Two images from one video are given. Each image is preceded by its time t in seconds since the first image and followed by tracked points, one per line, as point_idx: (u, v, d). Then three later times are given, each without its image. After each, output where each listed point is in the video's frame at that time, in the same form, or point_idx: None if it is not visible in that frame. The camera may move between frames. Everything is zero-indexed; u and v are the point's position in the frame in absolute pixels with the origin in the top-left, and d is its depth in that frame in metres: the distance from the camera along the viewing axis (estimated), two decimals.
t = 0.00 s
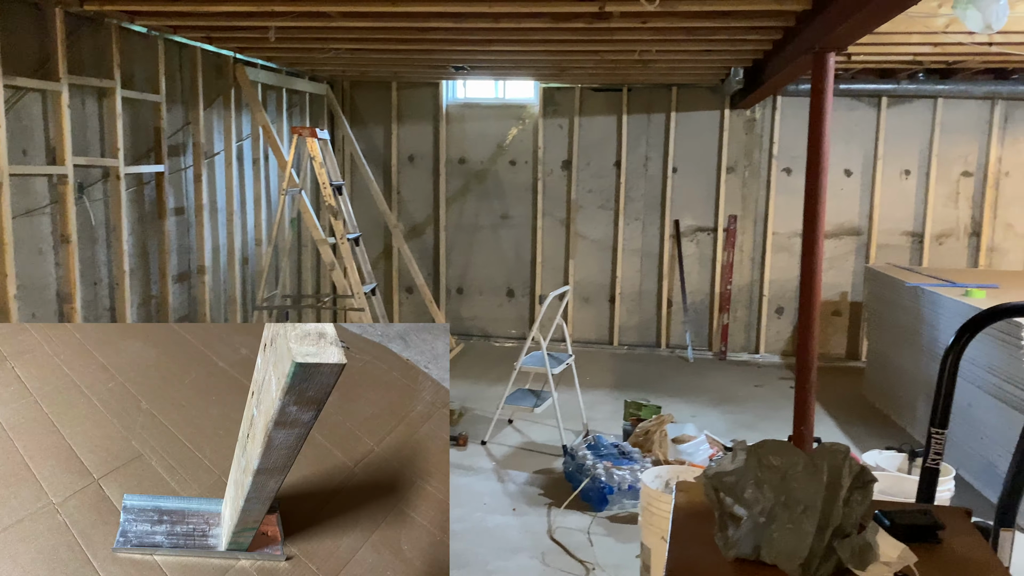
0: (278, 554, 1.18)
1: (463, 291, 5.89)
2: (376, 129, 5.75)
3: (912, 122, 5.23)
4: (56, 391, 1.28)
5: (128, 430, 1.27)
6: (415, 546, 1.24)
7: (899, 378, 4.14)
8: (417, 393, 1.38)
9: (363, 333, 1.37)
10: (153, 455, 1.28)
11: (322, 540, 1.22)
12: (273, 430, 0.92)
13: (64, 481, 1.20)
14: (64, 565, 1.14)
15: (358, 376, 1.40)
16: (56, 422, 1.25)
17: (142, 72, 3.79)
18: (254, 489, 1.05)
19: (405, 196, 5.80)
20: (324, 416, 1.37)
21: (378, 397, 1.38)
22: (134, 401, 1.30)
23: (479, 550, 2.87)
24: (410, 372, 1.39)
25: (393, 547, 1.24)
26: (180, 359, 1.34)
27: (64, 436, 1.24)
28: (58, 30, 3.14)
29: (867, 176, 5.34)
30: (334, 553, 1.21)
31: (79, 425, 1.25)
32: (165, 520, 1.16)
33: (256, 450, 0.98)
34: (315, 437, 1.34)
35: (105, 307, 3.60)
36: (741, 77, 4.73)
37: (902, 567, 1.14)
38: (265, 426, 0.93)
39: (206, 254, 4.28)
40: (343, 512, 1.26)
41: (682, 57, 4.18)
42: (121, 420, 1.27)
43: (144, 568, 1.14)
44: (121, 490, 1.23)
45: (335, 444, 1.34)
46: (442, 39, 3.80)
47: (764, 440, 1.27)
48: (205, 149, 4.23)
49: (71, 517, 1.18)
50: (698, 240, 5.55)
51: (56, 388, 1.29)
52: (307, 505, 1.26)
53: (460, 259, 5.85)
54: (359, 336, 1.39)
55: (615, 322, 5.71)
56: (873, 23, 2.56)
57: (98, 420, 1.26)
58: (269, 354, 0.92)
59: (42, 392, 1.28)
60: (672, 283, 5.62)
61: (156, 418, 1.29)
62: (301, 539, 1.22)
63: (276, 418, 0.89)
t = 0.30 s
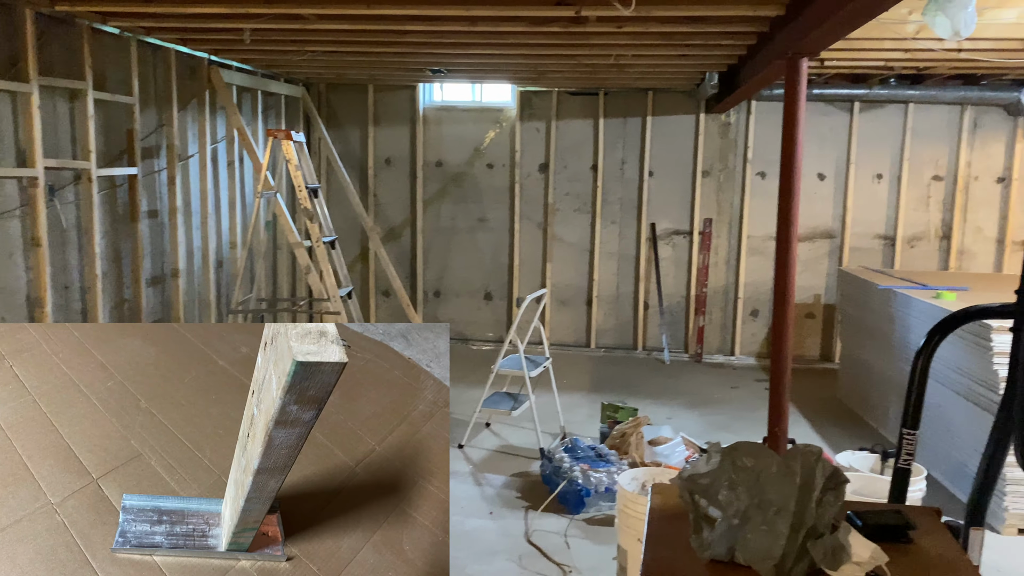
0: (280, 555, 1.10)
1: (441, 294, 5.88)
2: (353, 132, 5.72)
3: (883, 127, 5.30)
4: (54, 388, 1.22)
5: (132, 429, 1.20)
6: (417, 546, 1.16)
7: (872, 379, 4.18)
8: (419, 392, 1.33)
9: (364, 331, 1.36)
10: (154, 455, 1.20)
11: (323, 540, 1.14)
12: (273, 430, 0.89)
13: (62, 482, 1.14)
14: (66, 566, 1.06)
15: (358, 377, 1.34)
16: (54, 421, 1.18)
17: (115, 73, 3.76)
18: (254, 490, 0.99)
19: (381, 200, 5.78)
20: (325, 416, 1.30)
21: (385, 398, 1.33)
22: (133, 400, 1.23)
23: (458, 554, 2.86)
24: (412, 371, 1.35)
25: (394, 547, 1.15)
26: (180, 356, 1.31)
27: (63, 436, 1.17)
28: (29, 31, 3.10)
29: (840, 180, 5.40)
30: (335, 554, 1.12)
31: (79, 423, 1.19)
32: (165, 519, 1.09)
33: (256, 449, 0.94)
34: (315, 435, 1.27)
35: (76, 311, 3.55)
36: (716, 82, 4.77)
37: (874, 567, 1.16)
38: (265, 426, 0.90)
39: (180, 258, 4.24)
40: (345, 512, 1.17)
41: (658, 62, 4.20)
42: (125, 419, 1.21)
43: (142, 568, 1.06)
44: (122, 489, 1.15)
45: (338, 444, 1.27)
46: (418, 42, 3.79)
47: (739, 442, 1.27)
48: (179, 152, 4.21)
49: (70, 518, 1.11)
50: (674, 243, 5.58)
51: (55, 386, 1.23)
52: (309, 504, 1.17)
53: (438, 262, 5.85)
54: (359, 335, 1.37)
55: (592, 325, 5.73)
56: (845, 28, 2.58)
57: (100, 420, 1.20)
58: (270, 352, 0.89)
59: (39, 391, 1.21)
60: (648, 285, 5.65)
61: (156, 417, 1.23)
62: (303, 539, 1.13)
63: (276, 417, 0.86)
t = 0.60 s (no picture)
0: (281, 556, 1.20)
1: (418, 297, 5.86)
2: (328, 135, 5.67)
3: (856, 131, 5.37)
4: (51, 386, 1.38)
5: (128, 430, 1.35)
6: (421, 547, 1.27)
7: (845, 381, 4.24)
8: (422, 390, 1.47)
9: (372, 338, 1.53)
10: (152, 454, 1.34)
11: (325, 540, 1.25)
12: (274, 425, 0.92)
13: (62, 481, 1.27)
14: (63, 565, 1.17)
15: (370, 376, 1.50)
16: (52, 420, 1.33)
17: (87, 74, 3.71)
18: (254, 487, 1.02)
19: (358, 202, 5.74)
20: (327, 415, 1.44)
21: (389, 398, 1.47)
22: (132, 400, 1.39)
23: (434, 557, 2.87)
24: (415, 368, 1.52)
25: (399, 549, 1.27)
26: (180, 355, 1.48)
27: (61, 434, 1.32)
28: None
29: (814, 184, 5.45)
30: (339, 555, 1.23)
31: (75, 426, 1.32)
32: (163, 520, 1.19)
33: (257, 449, 0.99)
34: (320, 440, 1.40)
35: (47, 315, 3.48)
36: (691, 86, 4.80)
37: (846, 567, 1.17)
38: (268, 425, 0.93)
39: (153, 261, 4.19)
40: (346, 512, 1.29)
41: (633, 66, 4.23)
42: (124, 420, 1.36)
43: (143, 568, 1.16)
44: (120, 489, 1.27)
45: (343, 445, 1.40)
46: (394, 44, 3.78)
47: (712, 443, 1.28)
48: (152, 154, 4.16)
49: (68, 518, 1.22)
50: (650, 246, 5.62)
51: (52, 384, 1.38)
52: (312, 503, 1.29)
53: (414, 265, 5.82)
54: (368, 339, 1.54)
55: (570, 327, 5.74)
56: (818, 33, 2.60)
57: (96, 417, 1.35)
58: (272, 350, 0.92)
59: (36, 388, 1.37)
60: (624, 288, 5.67)
61: (156, 415, 1.38)
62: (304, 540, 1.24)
63: (278, 416, 0.89)
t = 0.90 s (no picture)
0: (282, 556, 1.26)
1: (394, 300, 5.85)
2: (303, 137, 5.62)
3: (828, 135, 5.43)
4: (47, 384, 1.43)
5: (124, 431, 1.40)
6: (424, 548, 1.32)
7: (818, 382, 4.29)
8: (426, 388, 1.50)
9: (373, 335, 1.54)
10: (151, 454, 1.40)
11: (327, 541, 1.30)
12: (275, 429, 1.02)
13: (60, 482, 1.33)
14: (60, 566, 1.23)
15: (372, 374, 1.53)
16: (49, 420, 1.38)
17: (58, 76, 3.66)
18: (254, 488, 1.14)
19: (333, 206, 5.69)
20: (329, 414, 1.47)
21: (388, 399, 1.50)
22: (130, 397, 1.44)
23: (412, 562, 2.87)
24: (418, 366, 1.53)
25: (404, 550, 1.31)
26: (180, 353, 1.52)
27: (58, 434, 1.37)
28: None
29: (787, 187, 5.50)
30: (342, 556, 1.28)
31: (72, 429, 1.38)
32: (161, 521, 1.26)
33: (258, 449, 1.08)
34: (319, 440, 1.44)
35: (16, 320, 3.41)
36: (666, 90, 4.84)
37: (818, 567, 1.17)
38: (269, 423, 1.01)
39: (126, 265, 4.15)
40: (350, 511, 1.34)
41: (609, 70, 4.25)
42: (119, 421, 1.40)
43: (141, 568, 1.23)
44: (118, 489, 1.34)
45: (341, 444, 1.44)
46: (370, 47, 3.77)
47: (687, 445, 1.30)
48: (124, 157, 4.11)
49: (64, 519, 1.29)
50: (627, 249, 5.64)
51: (49, 382, 1.43)
52: (311, 505, 1.34)
53: (391, 269, 5.80)
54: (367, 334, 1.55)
55: (547, 331, 5.74)
56: (791, 38, 2.63)
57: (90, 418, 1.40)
58: (271, 350, 1.00)
59: (32, 386, 1.42)
60: (601, 291, 5.69)
61: (155, 413, 1.43)
62: (305, 541, 1.30)
63: (280, 413, 0.97)
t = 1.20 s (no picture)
0: (283, 558, 1.51)
1: (370, 304, 5.81)
2: (278, 139, 5.57)
3: (801, 138, 5.48)
4: (43, 381, 1.67)
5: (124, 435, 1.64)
6: (427, 549, 1.60)
7: (792, 383, 4.33)
8: (430, 386, 1.85)
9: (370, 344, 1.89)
10: (149, 453, 1.64)
11: (330, 541, 1.56)
12: (279, 424, 1.08)
13: (57, 481, 1.56)
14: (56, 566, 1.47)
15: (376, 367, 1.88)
16: (45, 418, 1.62)
17: (26, 76, 3.59)
18: (258, 485, 1.28)
19: (308, 208, 5.64)
20: (334, 413, 1.77)
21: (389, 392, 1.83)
22: (129, 396, 1.69)
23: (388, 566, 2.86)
24: (423, 363, 1.91)
25: (407, 550, 1.59)
26: (179, 350, 1.80)
27: (54, 433, 1.60)
28: None
29: (761, 190, 5.55)
30: (346, 556, 1.55)
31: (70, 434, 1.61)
32: (160, 522, 1.49)
33: (260, 447, 1.18)
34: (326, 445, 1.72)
35: None
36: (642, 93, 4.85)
37: (792, 566, 1.19)
38: (271, 421, 1.09)
39: (96, 268, 4.09)
40: (354, 512, 1.61)
41: (583, 73, 4.26)
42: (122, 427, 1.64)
43: (140, 569, 1.47)
44: (114, 489, 1.57)
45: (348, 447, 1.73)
46: (344, 49, 3.75)
47: (661, 447, 1.30)
48: (94, 159, 4.05)
49: (60, 519, 1.52)
50: (603, 251, 5.67)
51: (46, 378, 1.68)
52: (314, 505, 1.61)
53: (366, 272, 5.77)
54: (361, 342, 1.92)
55: (524, 333, 5.74)
56: (763, 43, 2.66)
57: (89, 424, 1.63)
58: (273, 350, 1.06)
59: (27, 383, 1.66)
60: (578, 293, 5.70)
61: (154, 412, 1.68)
62: (305, 542, 1.55)
63: (281, 411, 1.04)
